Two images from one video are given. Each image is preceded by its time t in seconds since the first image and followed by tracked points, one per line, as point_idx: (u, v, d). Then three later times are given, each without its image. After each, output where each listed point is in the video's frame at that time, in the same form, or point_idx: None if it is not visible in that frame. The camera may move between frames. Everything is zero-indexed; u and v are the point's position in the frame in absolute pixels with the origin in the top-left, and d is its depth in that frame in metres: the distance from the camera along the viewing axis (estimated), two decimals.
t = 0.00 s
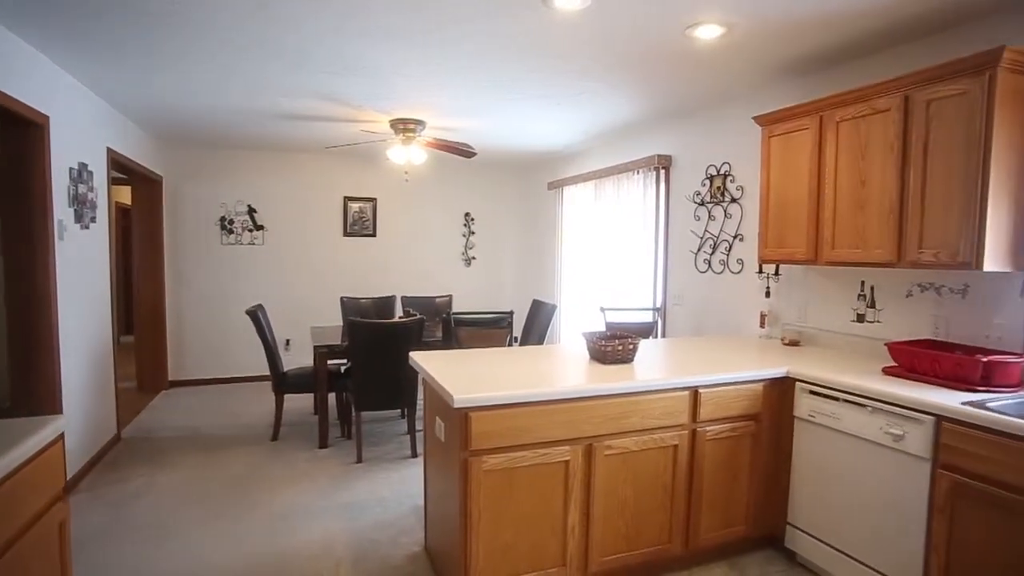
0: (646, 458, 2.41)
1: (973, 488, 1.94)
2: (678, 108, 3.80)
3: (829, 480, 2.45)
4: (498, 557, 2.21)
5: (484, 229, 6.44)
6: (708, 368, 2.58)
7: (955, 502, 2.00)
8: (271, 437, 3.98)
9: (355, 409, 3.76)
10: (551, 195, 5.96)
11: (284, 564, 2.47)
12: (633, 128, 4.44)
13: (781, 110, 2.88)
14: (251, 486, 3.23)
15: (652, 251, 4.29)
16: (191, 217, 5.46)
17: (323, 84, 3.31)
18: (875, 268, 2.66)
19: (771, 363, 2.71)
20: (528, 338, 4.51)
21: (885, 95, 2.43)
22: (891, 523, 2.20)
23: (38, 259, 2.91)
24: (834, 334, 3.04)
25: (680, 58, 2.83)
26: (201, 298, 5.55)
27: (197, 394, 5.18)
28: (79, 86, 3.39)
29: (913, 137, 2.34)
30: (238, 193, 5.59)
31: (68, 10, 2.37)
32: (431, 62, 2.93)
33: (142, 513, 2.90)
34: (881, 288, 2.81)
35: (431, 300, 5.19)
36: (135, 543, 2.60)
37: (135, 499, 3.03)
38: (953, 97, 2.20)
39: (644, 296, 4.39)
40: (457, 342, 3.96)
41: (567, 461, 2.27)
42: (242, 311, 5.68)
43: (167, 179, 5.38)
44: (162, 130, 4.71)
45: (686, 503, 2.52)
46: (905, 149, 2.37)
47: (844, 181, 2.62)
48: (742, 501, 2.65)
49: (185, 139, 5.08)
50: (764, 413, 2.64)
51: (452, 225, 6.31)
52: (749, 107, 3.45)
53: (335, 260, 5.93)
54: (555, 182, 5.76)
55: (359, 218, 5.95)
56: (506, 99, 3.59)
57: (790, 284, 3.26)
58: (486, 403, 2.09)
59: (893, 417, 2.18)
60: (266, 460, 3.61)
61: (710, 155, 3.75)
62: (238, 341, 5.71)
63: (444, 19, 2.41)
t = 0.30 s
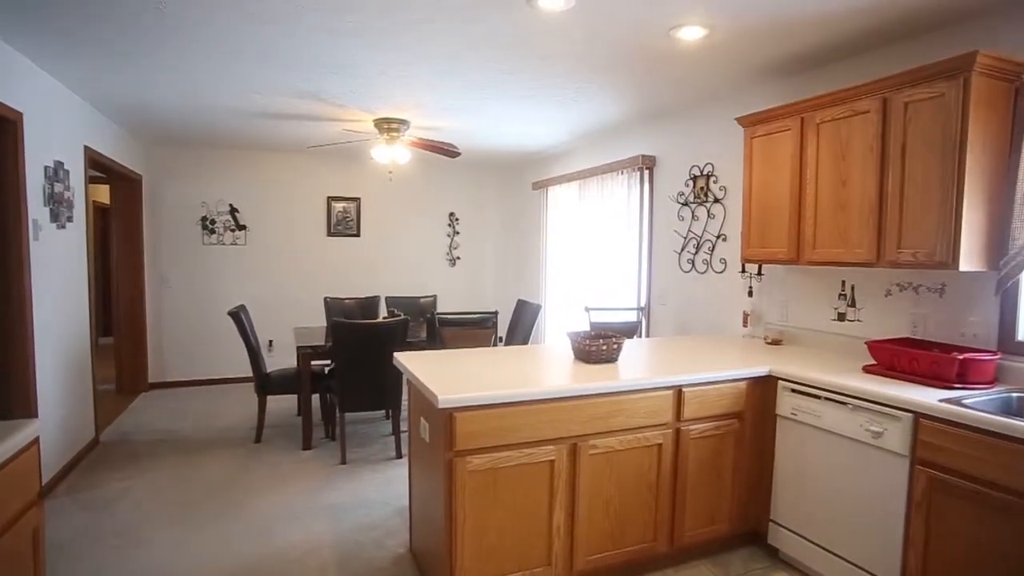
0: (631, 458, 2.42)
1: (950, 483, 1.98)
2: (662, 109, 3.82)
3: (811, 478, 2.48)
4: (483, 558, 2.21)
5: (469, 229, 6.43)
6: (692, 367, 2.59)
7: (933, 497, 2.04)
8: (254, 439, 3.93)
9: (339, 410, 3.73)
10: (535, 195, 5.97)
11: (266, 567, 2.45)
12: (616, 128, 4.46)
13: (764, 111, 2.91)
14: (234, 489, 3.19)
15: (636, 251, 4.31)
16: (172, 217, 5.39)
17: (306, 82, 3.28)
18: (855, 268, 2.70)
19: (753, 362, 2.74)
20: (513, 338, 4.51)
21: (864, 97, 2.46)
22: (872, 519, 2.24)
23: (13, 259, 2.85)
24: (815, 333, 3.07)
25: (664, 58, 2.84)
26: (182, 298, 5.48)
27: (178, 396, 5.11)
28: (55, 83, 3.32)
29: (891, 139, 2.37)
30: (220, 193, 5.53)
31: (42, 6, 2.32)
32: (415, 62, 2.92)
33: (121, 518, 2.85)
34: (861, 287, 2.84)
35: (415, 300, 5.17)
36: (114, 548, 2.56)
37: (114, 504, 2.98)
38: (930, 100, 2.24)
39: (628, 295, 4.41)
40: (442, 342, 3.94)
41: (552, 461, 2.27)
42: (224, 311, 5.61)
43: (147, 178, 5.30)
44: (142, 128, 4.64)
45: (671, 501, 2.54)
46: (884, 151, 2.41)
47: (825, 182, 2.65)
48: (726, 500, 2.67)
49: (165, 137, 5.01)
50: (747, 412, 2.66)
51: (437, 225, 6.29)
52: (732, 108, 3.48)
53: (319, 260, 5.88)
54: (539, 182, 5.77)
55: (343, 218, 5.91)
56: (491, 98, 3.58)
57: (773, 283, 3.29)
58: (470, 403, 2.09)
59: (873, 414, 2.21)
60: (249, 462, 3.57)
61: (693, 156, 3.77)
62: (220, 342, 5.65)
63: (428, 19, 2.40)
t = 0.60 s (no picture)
0: (615, 457, 2.43)
1: (928, 479, 2.01)
2: (645, 110, 3.84)
3: (792, 475, 2.51)
4: (468, 559, 2.20)
5: (453, 229, 6.42)
6: (675, 367, 2.61)
7: (911, 493, 2.07)
8: (236, 441, 3.89)
9: (323, 411, 3.70)
10: (520, 195, 5.97)
11: (248, 571, 2.42)
12: (600, 129, 4.47)
13: (746, 112, 2.94)
14: (215, 493, 3.15)
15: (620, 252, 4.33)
16: (151, 217, 5.31)
17: (288, 81, 3.25)
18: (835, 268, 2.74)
19: (736, 361, 2.76)
20: (497, 339, 4.50)
21: (843, 100, 2.49)
22: (852, 515, 2.27)
23: None
24: (796, 332, 3.11)
25: (647, 59, 2.86)
26: (162, 299, 5.40)
27: (158, 399, 5.03)
28: (30, 80, 3.25)
29: (870, 141, 2.41)
30: (201, 192, 5.46)
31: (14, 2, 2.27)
32: (398, 61, 2.91)
33: (99, 522, 2.80)
34: (841, 287, 2.88)
35: (399, 301, 5.15)
36: (92, 554, 2.52)
37: (92, 509, 2.93)
38: (907, 103, 2.27)
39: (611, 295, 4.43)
40: (426, 342, 3.93)
41: (536, 461, 2.27)
42: (206, 312, 5.54)
43: (125, 177, 5.21)
44: (120, 126, 4.56)
45: (655, 499, 2.55)
46: (863, 152, 2.44)
47: (806, 183, 2.68)
48: (709, 498, 2.69)
49: (144, 136, 4.93)
50: (730, 411, 2.68)
51: (421, 225, 6.27)
52: (714, 110, 3.51)
53: (303, 260, 5.83)
54: (524, 183, 5.77)
55: (326, 218, 5.87)
56: (474, 98, 3.57)
57: (755, 283, 3.32)
58: (454, 403, 2.08)
59: (853, 412, 2.24)
60: (231, 465, 3.53)
61: (676, 157, 3.80)
62: (202, 343, 5.58)
63: (412, 19, 2.40)
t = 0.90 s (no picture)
0: (600, 456, 2.44)
1: (907, 475, 2.04)
2: (629, 110, 3.86)
3: (776, 473, 2.53)
4: (454, 559, 2.19)
5: (439, 229, 6.40)
6: (660, 366, 2.62)
7: (891, 489, 2.10)
8: (219, 444, 3.85)
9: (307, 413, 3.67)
10: (505, 195, 5.97)
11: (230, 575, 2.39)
12: (585, 129, 4.49)
13: (729, 113, 2.96)
14: (198, 496, 3.11)
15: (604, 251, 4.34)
16: (132, 217, 5.24)
17: (271, 80, 3.22)
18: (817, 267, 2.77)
19: (720, 360, 2.78)
20: (482, 339, 4.50)
21: (825, 101, 2.52)
22: (834, 512, 2.29)
23: None
24: (779, 331, 3.13)
25: (630, 60, 2.87)
26: (142, 300, 5.33)
27: (139, 401, 4.96)
28: (5, 78, 3.19)
29: (850, 142, 2.44)
30: (182, 192, 5.39)
31: None
32: (382, 60, 2.89)
33: (77, 528, 2.75)
34: (823, 286, 2.92)
35: (384, 301, 5.12)
36: (70, 559, 2.47)
37: (70, 514, 2.88)
38: (886, 105, 2.31)
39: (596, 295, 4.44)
40: (411, 343, 3.91)
41: (522, 461, 2.27)
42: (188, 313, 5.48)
43: (105, 176, 5.14)
44: (100, 125, 4.49)
45: (640, 498, 2.56)
46: (844, 153, 2.47)
47: (788, 183, 2.70)
48: (694, 497, 2.71)
49: (124, 134, 4.86)
50: (714, 410, 2.70)
51: (406, 225, 6.25)
52: (698, 111, 3.54)
53: (286, 261, 5.78)
54: (509, 183, 5.77)
55: (310, 218, 5.83)
56: (458, 98, 3.57)
57: (739, 283, 3.35)
58: (439, 404, 2.07)
59: (835, 410, 2.27)
60: (214, 467, 3.49)
61: (660, 157, 3.82)
62: (184, 345, 5.51)
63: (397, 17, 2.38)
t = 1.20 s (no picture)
0: (586, 456, 2.44)
1: (888, 472, 2.07)
2: (614, 110, 3.87)
3: (760, 471, 2.55)
4: (440, 559, 2.19)
5: (424, 229, 6.39)
6: (645, 365, 2.64)
7: (872, 486, 2.13)
8: (202, 446, 3.81)
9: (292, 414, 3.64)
10: (491, 196, 5.97)
11: None
12: (570, 129, 4.50)
13: (713, 114, 2.98)
14: (180, 499, 3.08)
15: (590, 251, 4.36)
16: (112, 216, 5.17)
17: (254, 79, 3.19)
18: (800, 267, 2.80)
19: (704, 359, 2.80)
20: (468, 339, 4.49)
21: (807, 103, 2.55)
22: (816, 509, 2.32)
23: None
24: (763, 330, 3.16)
25: (615, 61, 2.88)
26: (123, 301, 5.26)
27: (119, 404, 4.89)
28: None
29: (832, 143, 2.46)
30: (164, 191, 5.33)
31: None
32: (367, 60, 2.88)
33: (56, 533, 2.70)
34: (805, 286, 2.95)
35: (369, 302, 5.10)
36: (48, 565, 2.43)
37: (48, 519, 2.83)
38: (867, 107, 2.33)
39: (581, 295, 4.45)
40: (397, 343, 3.90)
41: (507, 461, 2.27)
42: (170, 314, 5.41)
43: (84, 175, 5.05)
44: (79, 123, 4.42)
45: (626, 498, 2.57)
46: (825, 154, 2.49)
47: (772, 184, 2.72)
48: (679, 495, 2.72)
49: (104, 133, 4.79)
50: (699, 409, 2.72)
51: (391, 226, 6.22)
52: (682, 112, 3.56)
53: (270, 261, 5.74)
54: (495, 183, 5.77)
55: (295, 218, 5.78)
56: (443, 98, 3.56)
57: (723, 283, 3.37)
58: (425, 404, 2.07)
59: (817, 408, 2.29)
60: (196, 470, 3.45)
61: (645, 157, 3.84)
62: (166, 346, 5.44)
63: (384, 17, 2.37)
